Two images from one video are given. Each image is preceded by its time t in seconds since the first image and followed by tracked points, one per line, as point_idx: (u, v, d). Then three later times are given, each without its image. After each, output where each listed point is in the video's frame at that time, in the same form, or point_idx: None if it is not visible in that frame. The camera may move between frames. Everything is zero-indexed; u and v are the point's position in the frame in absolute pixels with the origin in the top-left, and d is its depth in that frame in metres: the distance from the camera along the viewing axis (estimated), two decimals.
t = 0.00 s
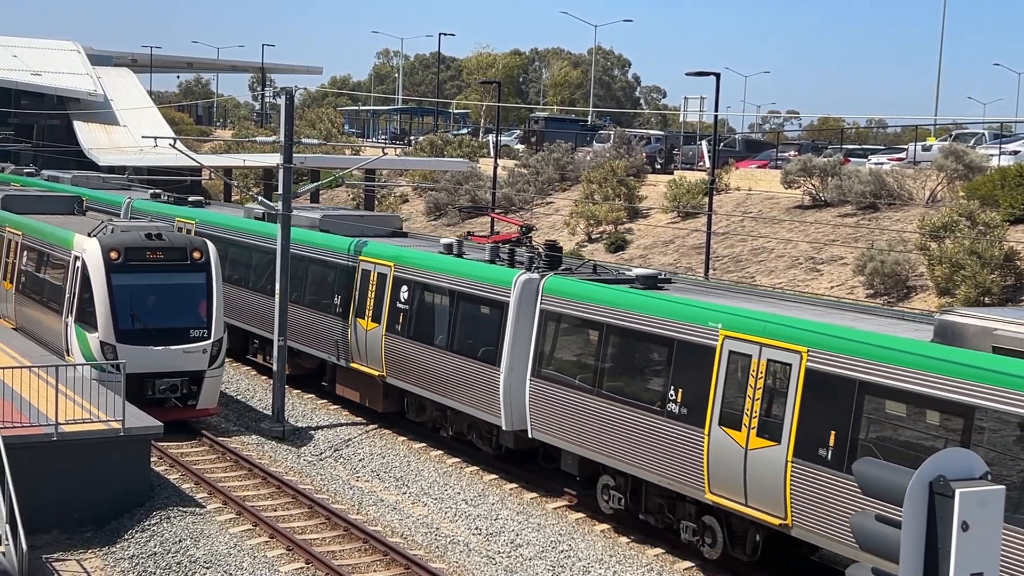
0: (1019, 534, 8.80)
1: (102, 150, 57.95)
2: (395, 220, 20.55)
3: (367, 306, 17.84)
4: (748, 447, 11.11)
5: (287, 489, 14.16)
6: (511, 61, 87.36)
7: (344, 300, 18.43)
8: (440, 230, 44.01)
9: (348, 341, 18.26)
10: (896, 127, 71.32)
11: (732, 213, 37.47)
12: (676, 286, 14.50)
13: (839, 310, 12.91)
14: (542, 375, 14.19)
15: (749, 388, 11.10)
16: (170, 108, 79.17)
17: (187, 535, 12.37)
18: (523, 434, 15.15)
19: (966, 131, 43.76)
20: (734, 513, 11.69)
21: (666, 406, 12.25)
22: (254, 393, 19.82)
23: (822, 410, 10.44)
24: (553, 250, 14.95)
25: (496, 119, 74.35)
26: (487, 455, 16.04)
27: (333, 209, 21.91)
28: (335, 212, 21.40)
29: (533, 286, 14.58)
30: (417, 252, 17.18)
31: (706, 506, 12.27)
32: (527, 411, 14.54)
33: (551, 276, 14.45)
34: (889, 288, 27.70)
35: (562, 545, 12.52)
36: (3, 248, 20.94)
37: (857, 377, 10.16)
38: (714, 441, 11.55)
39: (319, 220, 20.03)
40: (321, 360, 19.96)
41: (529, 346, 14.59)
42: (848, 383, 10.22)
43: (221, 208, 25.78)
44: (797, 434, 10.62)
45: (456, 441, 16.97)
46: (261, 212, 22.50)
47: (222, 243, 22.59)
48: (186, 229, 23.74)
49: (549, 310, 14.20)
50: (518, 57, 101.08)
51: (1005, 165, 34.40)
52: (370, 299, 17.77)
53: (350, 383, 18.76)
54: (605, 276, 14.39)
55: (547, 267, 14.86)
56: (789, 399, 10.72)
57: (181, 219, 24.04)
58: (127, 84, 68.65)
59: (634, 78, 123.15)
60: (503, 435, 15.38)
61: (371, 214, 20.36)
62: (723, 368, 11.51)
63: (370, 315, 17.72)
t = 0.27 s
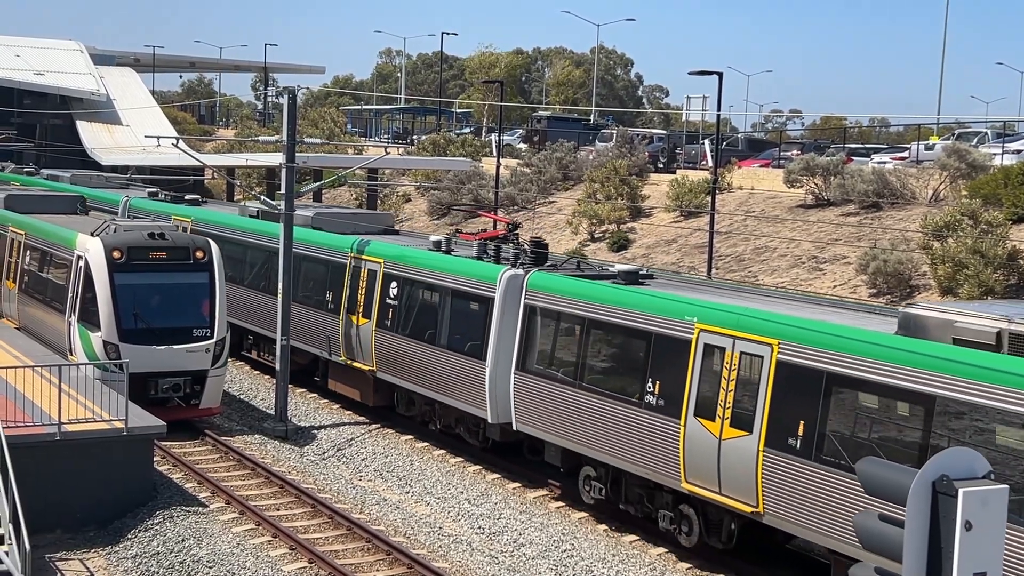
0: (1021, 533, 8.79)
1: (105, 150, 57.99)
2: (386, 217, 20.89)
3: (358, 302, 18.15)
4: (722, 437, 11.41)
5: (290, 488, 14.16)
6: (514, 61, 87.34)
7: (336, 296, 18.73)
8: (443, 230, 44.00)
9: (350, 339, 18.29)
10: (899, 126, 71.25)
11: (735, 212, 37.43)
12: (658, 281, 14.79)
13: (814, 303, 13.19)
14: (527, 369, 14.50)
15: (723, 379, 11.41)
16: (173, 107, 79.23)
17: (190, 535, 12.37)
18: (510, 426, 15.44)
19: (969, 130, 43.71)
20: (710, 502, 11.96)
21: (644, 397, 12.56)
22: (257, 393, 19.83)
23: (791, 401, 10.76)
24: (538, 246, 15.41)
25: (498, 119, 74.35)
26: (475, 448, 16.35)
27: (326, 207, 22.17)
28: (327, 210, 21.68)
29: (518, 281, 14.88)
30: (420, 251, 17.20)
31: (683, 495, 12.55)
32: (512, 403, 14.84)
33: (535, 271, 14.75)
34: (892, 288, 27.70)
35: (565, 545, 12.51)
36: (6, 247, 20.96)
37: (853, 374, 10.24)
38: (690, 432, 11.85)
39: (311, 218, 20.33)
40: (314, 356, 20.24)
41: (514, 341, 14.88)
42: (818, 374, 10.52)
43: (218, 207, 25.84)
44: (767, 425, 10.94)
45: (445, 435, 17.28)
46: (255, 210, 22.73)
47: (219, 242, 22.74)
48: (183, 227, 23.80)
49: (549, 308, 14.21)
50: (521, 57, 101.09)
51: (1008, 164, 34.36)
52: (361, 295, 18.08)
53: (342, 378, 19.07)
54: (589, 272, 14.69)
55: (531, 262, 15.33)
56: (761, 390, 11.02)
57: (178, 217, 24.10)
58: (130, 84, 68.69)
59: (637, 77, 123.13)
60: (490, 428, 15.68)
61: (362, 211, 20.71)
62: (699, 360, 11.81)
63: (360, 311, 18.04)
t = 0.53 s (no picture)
0: None
1: (107, 149, 57.99)
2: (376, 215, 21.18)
3: (348, 298, 18.48)
4: (697, 427, 11.78)
5: (292, 487, 14.17)
6: (515, 59, 87.31)
7: (326, 292, 19.07)
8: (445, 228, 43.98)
9: (352, 338, 18.32)
10: (901, 125, 71.20)
11: (737, 211, 37.39)
12: (639, 276, 15.12)
13: (785, 297, 13.60)
14: (510, 363, 14.84)
15: (698, 372, 11.78)
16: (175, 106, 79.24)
17: (192, 534, 12.38)
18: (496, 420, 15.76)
19: (971, 128, 43.70)
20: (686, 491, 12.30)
21: (623, 389, 12.90)
22: (259, 392, 19.84)
23: (761, 392, 11.12)
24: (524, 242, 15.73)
25: (500, 118, 74.36)
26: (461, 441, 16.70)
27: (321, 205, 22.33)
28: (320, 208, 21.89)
29: (503, 277, 15.26)
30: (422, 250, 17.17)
31: (660, 485, 12.88)
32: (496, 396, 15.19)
33: (519, 267, 15.12)
34: (894, 287, 27.71)
35: (567, 544, 12.52)
36: (8, 246, 20.97)
37: (854, 374, 10.25)
38: (667, 422, 12.20)
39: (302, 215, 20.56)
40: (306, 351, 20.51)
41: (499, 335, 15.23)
42: (786, 366, 10.88)
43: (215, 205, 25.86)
44: (740, 414, 11.30)
45: (433, 428, 17.62)
46: (249, 208, 22.87)
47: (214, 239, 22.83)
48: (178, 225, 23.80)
49: (550, 306, 14.21)
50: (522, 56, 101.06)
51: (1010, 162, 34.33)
52: (350, 291, 18.41)
53: (333, 372, 19.41)
54: (571, 267, 15.02)
55: (517, 259, 15.66)
56: (733, 381, 11.39)
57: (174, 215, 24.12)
58: (132, 83, 68.71)
59: (639, 76, 123.11)
60: (476, 421, 16.02)
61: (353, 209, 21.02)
62: (676, 353, 12.16)
63: (350, 307, 18.37)
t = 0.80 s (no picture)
0: None
1: (110, 148, 57.98)
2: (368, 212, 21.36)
3: (339, 293, 18.80)
4: (672, 418, 12.08)
5: (294, 486, 14.18)
6: (517, 58, 87.25)
7: (318, 288, 19.37)
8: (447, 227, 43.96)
9: (354, 336, 18.33)
10: (904, 123, 71.13)
11: (739, 210, 37.36)
12: (622, 271, 15.43)
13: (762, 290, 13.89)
14: (495, 356, 15.14)
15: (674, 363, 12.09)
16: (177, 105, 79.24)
17: (195, 532, 12.39)
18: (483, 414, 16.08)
19: (973, 127, 43.66)
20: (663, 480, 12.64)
21: (602, 380, 13.21)
22: (261, 390, 19.85)
23: (734, 383, 11.43)
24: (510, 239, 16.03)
25: (502, 117, 74.35)
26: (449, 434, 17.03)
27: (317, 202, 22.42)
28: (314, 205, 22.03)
29: (489, 272, 15.52)
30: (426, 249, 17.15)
31: (639, 474, 13.23)
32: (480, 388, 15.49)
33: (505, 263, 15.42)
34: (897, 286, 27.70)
35: (569, 543, 12.51)
36: (10, 245, 20.97)
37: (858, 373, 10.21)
38: (644, 413, 12.49)
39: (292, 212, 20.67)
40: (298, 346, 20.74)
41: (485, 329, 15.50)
42: (758, 358, 11.20)
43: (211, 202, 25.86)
44: (713, 404, 11.62)
45: (421, 421, 17.95)
46: (244, 205, 22.95)
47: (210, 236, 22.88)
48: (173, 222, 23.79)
49: (552, 305, 14.20)
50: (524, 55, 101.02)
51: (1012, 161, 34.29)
52: (341, 287, 18.73)
53: (324, 366, 19.72)
54: (556, 263, 15.34)
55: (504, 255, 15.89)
56: (708, 373, 11.70)
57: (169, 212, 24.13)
58: (134, 82, 68.71)
59: (641, 74, 123.04)
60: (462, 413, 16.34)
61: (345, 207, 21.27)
62: (653, 345, 12.47)
63: (341, 302, 18.68)
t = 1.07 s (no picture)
0: None
1: (111, 145, 57.95)
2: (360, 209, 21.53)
3: (330, 288, 19.10)
4: (649, 408, 12.38)
5: (295, 484, 14.18)
6: (519, 56, 87.18)
7: (310, 284, 19.65)
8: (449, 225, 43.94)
9: (356, 335, 18.33)
10: (906, 121, 71.06)
11: (741, 208, 37.33)
12: (606, 265, 15.69)
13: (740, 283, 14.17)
14: (480, 350, 15.44)
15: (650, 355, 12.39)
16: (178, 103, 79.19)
17: (196, 530, 12.40)
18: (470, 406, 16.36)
19: (975, 125, 43.61)
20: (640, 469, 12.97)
21: (582, 372, 13.51)
22: (263, 388, 19.86)
23: (707, 374, 11.75)
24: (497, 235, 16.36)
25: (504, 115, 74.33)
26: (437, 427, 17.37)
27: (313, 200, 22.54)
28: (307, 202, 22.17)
29: (474, 267, 15.90)
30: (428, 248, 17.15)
31: (617, 464, 13.58)
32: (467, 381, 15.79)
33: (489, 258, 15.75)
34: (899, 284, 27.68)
35: (570, 541, 12.51)
36: (12, 243, 20.97)
37: (860, 371, 10.20)
38: (622, 404, 12.79)
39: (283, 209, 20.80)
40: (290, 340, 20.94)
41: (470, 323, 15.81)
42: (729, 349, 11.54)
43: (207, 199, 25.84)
44: (687, 394, 11.94)
45: (410, 414, 18.28)
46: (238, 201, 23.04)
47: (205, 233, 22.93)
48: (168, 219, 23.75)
49: (553, 303, 14.19)
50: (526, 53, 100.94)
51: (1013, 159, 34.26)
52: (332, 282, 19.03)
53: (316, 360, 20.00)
54: (540, 258, 15.65)
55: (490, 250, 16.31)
56: (683, 364, 12.02)
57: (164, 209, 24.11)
58: (136, 80, 68.69)
59: (643, 72, 122.94)
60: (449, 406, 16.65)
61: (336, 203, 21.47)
62: (631, 337, 12.77)
63: (332, 297, 18.97)
